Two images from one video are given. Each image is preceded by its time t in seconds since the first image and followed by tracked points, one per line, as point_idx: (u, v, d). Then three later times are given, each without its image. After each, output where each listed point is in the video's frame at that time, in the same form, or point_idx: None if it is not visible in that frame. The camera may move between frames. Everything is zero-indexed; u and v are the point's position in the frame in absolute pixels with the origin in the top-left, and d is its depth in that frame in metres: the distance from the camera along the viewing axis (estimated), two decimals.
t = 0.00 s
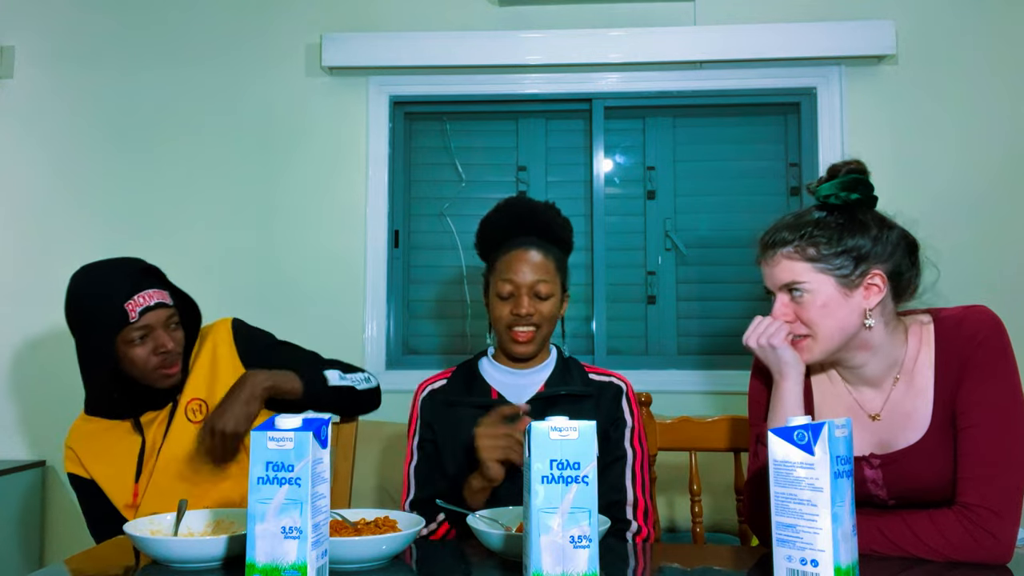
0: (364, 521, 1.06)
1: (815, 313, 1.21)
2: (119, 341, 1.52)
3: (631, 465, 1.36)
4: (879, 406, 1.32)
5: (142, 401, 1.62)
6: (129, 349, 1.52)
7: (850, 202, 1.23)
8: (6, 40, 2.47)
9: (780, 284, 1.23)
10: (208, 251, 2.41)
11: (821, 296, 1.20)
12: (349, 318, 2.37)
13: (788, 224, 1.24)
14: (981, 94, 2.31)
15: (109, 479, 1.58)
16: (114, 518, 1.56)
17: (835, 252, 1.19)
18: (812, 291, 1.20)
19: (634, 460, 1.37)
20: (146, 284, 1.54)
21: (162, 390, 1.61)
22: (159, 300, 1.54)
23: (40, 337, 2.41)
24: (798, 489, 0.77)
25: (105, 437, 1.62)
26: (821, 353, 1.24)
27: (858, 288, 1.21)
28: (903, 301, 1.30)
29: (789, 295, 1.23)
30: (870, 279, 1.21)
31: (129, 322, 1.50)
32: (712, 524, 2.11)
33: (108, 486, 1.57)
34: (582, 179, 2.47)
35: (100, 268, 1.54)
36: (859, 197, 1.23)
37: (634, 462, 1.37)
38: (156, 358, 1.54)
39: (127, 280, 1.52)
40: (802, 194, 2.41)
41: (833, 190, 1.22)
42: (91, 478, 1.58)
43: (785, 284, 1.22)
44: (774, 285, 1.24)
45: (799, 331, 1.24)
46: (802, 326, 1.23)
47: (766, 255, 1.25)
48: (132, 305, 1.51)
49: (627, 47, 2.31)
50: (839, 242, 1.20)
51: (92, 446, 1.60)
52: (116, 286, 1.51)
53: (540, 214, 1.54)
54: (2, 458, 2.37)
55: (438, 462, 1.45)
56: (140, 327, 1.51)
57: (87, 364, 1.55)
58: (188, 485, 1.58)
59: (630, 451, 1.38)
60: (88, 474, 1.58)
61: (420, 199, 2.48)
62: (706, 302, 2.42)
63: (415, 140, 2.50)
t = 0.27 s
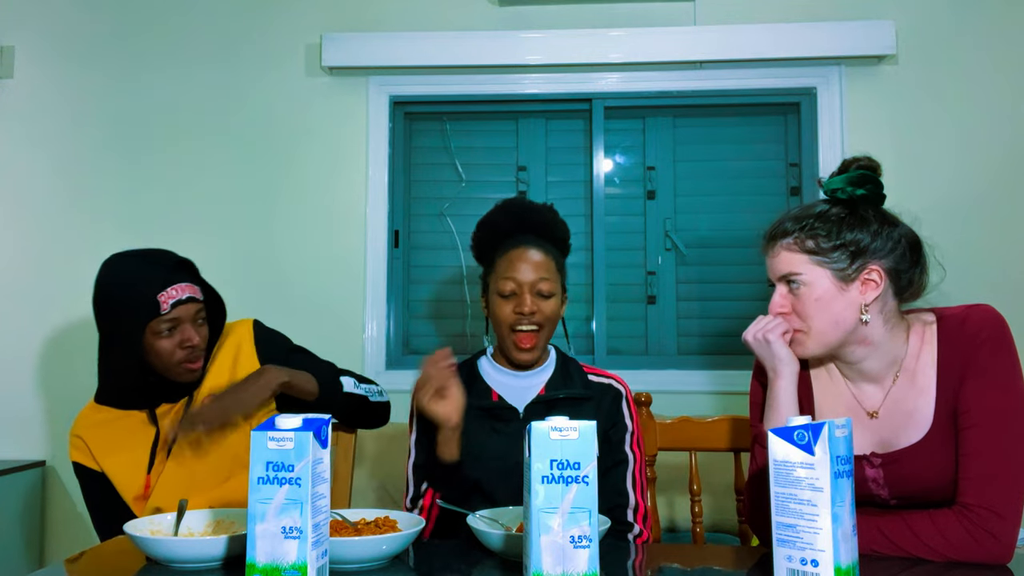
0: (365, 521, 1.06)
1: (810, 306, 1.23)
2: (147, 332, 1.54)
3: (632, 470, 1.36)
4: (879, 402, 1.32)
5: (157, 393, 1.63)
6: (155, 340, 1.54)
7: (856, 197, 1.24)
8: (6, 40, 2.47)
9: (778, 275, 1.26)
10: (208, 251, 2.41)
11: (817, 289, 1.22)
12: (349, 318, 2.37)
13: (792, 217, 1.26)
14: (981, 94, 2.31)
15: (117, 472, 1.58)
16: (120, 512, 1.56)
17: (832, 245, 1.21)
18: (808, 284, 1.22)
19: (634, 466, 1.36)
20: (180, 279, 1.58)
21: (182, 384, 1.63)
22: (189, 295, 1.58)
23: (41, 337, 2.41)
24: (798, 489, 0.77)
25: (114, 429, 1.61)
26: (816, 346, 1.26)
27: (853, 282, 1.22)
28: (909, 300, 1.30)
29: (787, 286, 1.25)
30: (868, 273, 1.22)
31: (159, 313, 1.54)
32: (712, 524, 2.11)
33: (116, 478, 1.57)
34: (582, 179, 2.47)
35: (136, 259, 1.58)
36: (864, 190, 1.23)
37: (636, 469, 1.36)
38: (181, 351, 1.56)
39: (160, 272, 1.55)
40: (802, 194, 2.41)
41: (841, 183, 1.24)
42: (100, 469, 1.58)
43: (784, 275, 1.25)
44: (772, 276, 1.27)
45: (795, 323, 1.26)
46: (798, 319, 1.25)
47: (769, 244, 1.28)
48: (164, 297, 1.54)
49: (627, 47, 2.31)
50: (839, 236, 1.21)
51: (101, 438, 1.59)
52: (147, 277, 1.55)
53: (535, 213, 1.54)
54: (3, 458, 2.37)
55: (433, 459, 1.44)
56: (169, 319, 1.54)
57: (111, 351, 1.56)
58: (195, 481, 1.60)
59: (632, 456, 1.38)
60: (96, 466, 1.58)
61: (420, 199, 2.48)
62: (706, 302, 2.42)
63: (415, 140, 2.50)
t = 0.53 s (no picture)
0: (365, 521, 1.06)
1: (842, 292, 1.19)
2: (148, 325, 1.52)
3: (635, 475, 1.37)
4: (881, 394, 1.32)
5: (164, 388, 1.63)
6: (157, 335, 1.52)
7: (873, 185, 1.24)
8: (6, 40, 2.48)
9: (804, 263, 1.21)
10: (208, 251, 2.41)
11: (850, 275, 1.19)
12: (348, 318, 2.37)
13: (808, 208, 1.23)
14: (981, 93, 2.31)
15: (120, 467, 1.59)
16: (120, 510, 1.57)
17: (863, 231, 1.20)
18: (842, 270, 1.19)
19: (638, 470, 1.38)
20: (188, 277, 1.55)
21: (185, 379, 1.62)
22: (195, 294, 1.54)
23: (41, 336, 2.40)
24: (798, 489, 0.77)
25: (123, 424, 1.63)
26: (839, 336, 1.21)
27: (881, 270, 1.21)
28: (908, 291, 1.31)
29: (814, 274, 1.20)
30: (892, 261, 1.22)
31: (161, 309, 1.51)
32: (712, 524, 2.11)
33: (119, 472, 1.58)
34: (582, 179, 2.47)
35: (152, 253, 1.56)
36: (881, 180, 1.24)
37: (638, 474, 1.38)
38: (179, 348, 1.53)
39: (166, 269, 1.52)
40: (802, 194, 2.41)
41: (853, 173, 1.24)
42: (104, 463, 1.60)
43: (813, 261, 1.20)
44: (797, 265, 1.22)
45: (821, 311, 1.20)
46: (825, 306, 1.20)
47: (790, 232, 1.23)
48: (169, 293, 1.52)
49: (627, 47, 2.31)
50: (864, 224, 1.20)
51: (108, 431, 1.61)
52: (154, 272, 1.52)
53: (539, 210, 1.51)
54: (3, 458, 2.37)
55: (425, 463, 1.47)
56: (171, 316, 1.52)
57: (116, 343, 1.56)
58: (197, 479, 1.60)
59: (634, 461, 1.39)
60: (101, 459, 1.60)
61: (420, 199, 2.48)
62: (706, 302, 2.42)
63: (415, 140, 2.50)
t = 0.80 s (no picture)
0: (364, 521, 1.06)
1: (876, 279, 1.18)
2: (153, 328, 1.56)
3: (635, 474, 1.37)
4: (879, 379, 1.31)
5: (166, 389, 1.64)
6: (161, 337, 1.56)
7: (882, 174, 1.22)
8: (6, 40, 2.48)
9: (841, 249, 1.18)
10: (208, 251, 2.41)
11: (886, 263, 1.18)
12: (348, 318, 2.37)
13: (834, 193, 1.21)
14: (981, 93, 2.31)
15: (122, 464, 1.59)
16: (120, 509, 1.56)
17: (893, 218, 1.19)
18: (879, 258, 1.17)
19: (638, 469, 1.37)
20: (195, 281, 1.59)
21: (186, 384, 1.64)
22: (198, 299, 1.58)
23: (40, 336, 2.41)
24: (796, 488, 0.77)
25: (127, 422, 1.64)
26: (868, 321, 1.21)
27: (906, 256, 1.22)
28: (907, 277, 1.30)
29: (850, 260, 1.18)
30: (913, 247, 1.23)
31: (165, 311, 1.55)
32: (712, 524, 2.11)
33: (121, 468, 1.59)
34: (582, 179, 2.47)
35: (162, 255, 1.59)
36: (886, 167, 1.23)
37: (639, 472, 1.37)
38: (182, 351, 1.58)
39: (172, 272, 1.55)
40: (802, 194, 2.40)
41: (859, 161, 1.22)
42: (106, 460, 1.60)
43: (851, 247, 1.18)
44: (832, 252, 1.18)
45: (853, 298, 1.19)
46: (858, 293, 1.19)
47: (822, 216, 1.20)
48: (174, 296, 1.55)
49: (627, 47, 2.31)
50: (893, 211, 1.19)
51: (112, 428, 1.62)
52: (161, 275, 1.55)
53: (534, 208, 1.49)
54: (3, 458, 2.37)
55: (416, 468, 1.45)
56: (175, 320, 1.55)
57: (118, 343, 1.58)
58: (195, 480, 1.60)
59: (634, 461, 1.38)
60: (104, 456, 1.61)
61: (420, 199, 2.48)
62: (706, 302, 2.42)
63: (414, 140, 2.50)
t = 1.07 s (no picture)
0: (363, 521, 1.06)
1: (868, 274, 1.18)
2: (148, 327, 1.52)
3: (633, 471, 1.37)
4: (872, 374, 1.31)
5: (167, 389, 1.64)
6: (156, 336, 1.53)
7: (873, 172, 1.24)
8: (5, 40, 2.48)
9: (834, 245, 1.18)
10: (208, 251, 2.41)
11: (877, 259, 1.18)
12: (348, 318, 2.37)
13: (825, 192, 1.22)
14: (981, 92, 2.31)
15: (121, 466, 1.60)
16: (122, 509, 1.56)
17: (884, 214, 1.19)
18: (871, 254, 1.17)
19: (635, 467, 1.37)
20: (186, 278, 1.55)
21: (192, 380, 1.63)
22: (194, 296, 1.54)
23: (41, 337, 2.41)
24: (796, 487, 0.77)
25: (125, 422, 1.64)
26: (859, 319, 1.20)
27: (895, 253, 1.22)
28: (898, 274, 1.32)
29: (843, 256, 1.18)
30: (901, 245, 1.24)
31: (161, 310, 1.51)
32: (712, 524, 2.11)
33: (120, 470, 1.59)
34: (582, 179, 2.46)
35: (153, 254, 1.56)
36: (876, 167, 1.24)
37: (636, 470, 1.37)
38: (178, 349, 1.53)
39: (164, 270, 1.51)
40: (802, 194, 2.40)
41: (850, 160, 1.24)
42: (105, 460, 1.60)
43: (844, 242, 1.18)
44: (825, 247, 1.18)
45: (846, 293, 1.18)
46: (850, 288, 1.18)
47: (815, 213, 1.21)
48: (168, 295, 1.52)
49: (627, 47, 2.31)
50: (885, 210, 1.20)
51: (110, 429, 1.62)
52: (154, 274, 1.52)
53: (532, 212, 1.48)
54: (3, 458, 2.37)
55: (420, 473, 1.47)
56: (170, 317, 1.51)
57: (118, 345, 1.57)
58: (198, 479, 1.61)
59: (631, 457, 1.38)
60: (102, 456, 1.60)
61: (420, 200, 2.48)
62: (706, 302, 2.42)
63: (414, 140, 2.50)
